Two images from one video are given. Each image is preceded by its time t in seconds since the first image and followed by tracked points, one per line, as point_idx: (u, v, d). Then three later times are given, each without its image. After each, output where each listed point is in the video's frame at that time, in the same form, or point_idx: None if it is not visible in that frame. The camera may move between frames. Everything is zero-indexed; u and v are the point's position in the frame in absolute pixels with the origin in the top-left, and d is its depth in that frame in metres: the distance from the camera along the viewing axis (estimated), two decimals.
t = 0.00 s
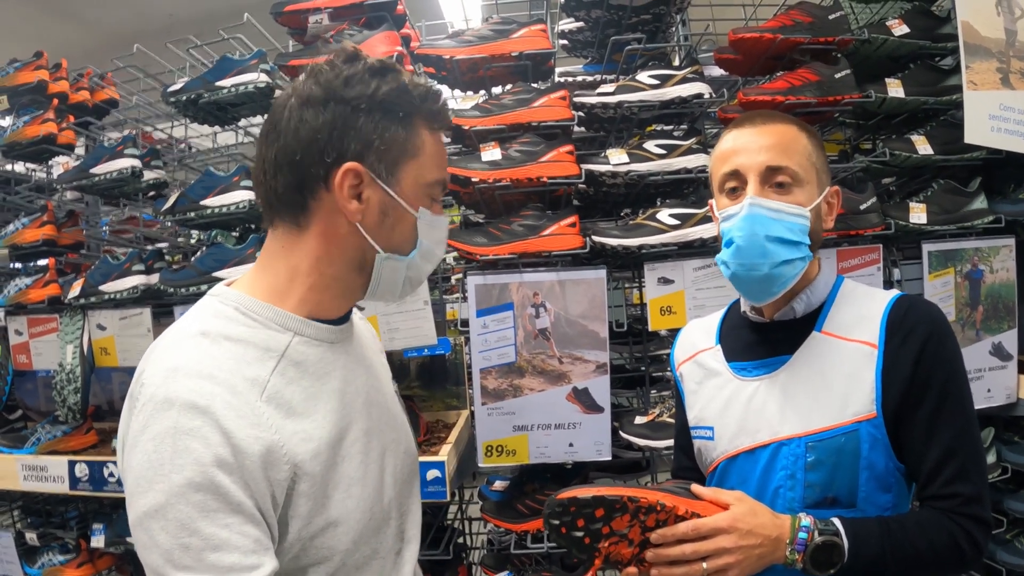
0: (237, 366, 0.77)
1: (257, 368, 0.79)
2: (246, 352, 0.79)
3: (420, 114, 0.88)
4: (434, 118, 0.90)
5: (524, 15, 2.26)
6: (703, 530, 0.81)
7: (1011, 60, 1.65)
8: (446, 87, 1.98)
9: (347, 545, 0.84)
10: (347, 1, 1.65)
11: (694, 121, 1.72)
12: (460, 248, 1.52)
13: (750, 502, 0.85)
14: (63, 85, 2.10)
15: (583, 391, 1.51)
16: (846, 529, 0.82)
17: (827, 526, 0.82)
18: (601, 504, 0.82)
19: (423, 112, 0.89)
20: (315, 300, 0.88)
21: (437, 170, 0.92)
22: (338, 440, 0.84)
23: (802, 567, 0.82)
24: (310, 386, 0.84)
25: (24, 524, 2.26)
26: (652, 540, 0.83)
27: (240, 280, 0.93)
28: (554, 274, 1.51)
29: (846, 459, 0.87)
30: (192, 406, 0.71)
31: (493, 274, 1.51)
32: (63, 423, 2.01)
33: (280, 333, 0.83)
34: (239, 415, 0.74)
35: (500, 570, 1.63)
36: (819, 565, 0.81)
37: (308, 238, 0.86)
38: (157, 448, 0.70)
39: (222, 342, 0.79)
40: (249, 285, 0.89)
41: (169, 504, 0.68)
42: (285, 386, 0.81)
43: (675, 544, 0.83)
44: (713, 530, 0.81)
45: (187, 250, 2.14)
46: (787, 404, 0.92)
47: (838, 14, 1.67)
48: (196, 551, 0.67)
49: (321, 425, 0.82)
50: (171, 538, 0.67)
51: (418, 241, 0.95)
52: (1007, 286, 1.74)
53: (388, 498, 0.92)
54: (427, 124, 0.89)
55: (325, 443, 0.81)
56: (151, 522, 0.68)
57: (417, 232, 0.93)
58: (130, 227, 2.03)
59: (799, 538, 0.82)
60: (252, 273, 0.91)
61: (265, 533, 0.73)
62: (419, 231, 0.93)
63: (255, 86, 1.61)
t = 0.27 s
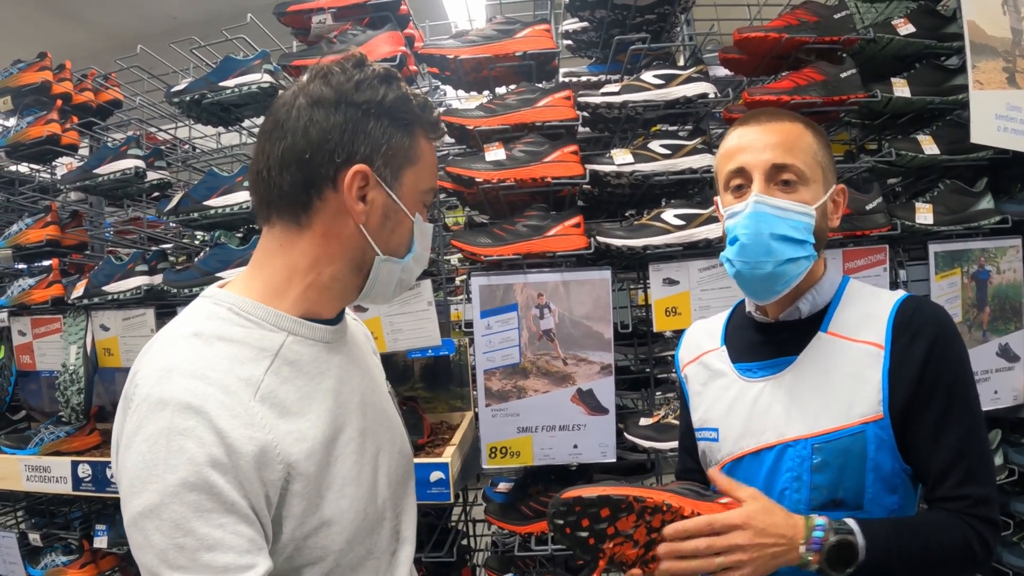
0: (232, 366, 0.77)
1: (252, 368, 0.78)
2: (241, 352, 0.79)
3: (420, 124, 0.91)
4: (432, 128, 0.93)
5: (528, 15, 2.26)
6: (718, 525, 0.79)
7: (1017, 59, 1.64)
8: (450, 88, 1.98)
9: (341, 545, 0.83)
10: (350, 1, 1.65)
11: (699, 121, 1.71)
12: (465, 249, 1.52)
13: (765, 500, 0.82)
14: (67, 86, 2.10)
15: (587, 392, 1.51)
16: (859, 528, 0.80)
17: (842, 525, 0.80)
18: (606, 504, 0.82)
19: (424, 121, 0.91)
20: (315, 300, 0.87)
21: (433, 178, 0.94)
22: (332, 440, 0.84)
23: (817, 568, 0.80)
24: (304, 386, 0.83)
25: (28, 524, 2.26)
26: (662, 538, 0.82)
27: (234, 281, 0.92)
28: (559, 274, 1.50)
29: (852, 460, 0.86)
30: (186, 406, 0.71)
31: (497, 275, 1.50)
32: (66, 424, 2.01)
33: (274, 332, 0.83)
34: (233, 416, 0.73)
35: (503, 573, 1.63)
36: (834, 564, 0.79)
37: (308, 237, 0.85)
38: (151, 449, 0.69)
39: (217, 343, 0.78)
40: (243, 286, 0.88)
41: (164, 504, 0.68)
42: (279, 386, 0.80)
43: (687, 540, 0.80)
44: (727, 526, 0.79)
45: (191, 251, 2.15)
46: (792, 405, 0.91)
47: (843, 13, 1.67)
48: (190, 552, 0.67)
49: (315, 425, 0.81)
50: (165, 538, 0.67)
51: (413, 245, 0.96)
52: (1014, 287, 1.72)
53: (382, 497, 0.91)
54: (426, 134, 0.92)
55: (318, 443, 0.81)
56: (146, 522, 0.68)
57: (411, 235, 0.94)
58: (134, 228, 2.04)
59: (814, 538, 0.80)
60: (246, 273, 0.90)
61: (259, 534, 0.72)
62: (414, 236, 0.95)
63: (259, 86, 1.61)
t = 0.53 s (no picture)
0: (229, 366, 0.76)
1: (249, 368, 0.78)
2: (238, 351, 0.78)
3: (419, 127, 0.91)
4: (430, 132, 0.93)
5: (531, 16, 2.26)
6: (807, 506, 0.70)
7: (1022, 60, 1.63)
8: (452, 89, 1.97)
9: (338, 545, 0.83)
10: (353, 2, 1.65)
11: (702, 123, 1.71)
12: (467, 250, 1.51)
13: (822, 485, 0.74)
14: (70, 86, 2.10)
15: (589, 395, 1.50)
16: (898, 528, 0.76)
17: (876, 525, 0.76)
18: (600, 509, 0.80)
19: (422, 125, 0.91)
20: (311, 300, 0.87)
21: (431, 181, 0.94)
22: (330, 440, 0.83)
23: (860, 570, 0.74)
24: (302, 385, 0.83)
25: (28, 525, 2.26)
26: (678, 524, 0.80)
27: (232, 281, 0.91)
28: (561, 276, 1.49)
29: (854, 462, 0.85)
30: (185, 405, 0.70)
31: (499, 276, 1.50)
32: (68, 424, 2.00)
33: (271, 332, 0.82)
34: (231, 415, 0.73)
35: None
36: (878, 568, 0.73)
37: (307, 238, 0.85)
38: (149, 448, 0.69)
39: (214, 342, 0.78)
40: (240, 286, 0.87)
41: (161, 503, 0.67)
42: (277, 385, 0.80)
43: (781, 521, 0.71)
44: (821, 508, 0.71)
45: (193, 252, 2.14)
46: (793, 407, 0.91)
47: (847, 14, 1.66)
48: (188, 551, 0.66)
49: (313, 425, 0.81)
50: (163, 538, 0.66)
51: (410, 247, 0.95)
52: (1019, 289, 1.71)
53: (380, 497, 0.91)
54: (424, 138, 0.92)
55: (316, 443, 0.81)
56: (143, 522, 0.67)
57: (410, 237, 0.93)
58: (136, 229, 2.04)
59: (858, 538, 0.74)
60: (244, 273, 0.89)
61: (257, 533, 0.72)
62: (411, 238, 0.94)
63: (261, 86, 1.61)
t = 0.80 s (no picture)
0: (224, 365, 0.76)
1: (244, 366, 0.77)
2: (233, 350, 0.78)
3: (390, 108, 0.85)
4: (410, 115, 0.88)
5: (530, 15, 2.25)
6: (708, 491, 0.75)
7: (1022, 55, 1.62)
8: (451, 88, 1.97)
9: (334, 544, 0.83)
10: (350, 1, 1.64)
11: (701, 120, 1.70)
12: (466, 250, 1.51)
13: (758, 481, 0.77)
14: (68, 88, 2.10)
15: (589, 394, 1.50)
16: (839, 521, 0.76)
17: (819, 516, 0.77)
18: (599, 506, 0.83)
19: (396, 106, 0.86)
20: (301, 297, 0.86)
21: (411, 164, 0.87)
22: (326, 439, 0.83)
23: (794, 560, 0.75)
24: (297, 384, 0.82)
25: (30, 527, 2.26)
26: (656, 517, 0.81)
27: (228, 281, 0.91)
28: (560, 275, 1.49)
29: (853, 459, 0.85)
30: (179, 404, 0.70)
31: (498, 275, 1.49)
32: (68, 425, 2.01)
33: (265, 332, 0.82)
34: (226, 414, 0.72)
35: None
36: (813, 557, 0.75)
37: (276, 236, 0.85)
38: (144, 447, 0.68)
39: (209, 341, 0.77)
40: (235, 285, 0.87)
41: (156, 502, 0.67)
42: (272, 384, 0.79)
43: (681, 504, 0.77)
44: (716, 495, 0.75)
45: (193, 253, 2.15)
46: (791, 404, 0.90)
47: (846, 10, 1.65)
48: (182, 550, 0.66)
49: (308, 424, 0.81)
50: (158, 536, 0.66)
51: (391, 237, 0.89)
52: (1020, 286, 1.71)
53: (376, 496, 0.90)
54: (397, 118, 0.86)
55: (312, 442, 0.80)
56: (137, 521, 0.67)
57: (387, 226, 0.87)
58: (136, 231, 2.04)
59: (791, 526, 0.75)
60: (236, 274, 0.89)
61: (251, 533, 0.72)
62: (389, 227, 0.87)
63: (258, 86, 1.61)
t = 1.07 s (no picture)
0: (235, 360, 0.78)
1: (254, 362, 0.79)
2: (243, 347, 0.80)
3: (324, 85, 0.83)
4: (331, 88, 0.83)
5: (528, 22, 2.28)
6: (697, 475, 0.79)
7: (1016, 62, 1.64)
8: (451, 94, 1.99)
9: (342, 539, 0.83)
10: (351, 8, 1.66)
11: (698, 127, 1.72)
12: (466, 255, 1.53)
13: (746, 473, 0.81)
14: (70, 93, 2.10)
15: (587, 397, 1.51)
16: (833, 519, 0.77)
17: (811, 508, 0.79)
18: (599, 505, 0.83)
19: (331, 81, 0.83)
20: (296, 301, 0.89)
21: (321, 135, 0.82)
22: (334, 434, 0.84)
23: (787, 548, 0.78)
24: (305, 380, 0.84)
25: (29, 530, 2.27)
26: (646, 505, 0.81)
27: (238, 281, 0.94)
28: (559, 280, 1.51)
29: (848, 460, 0.86)
30: (192, 397, 0.71)
31: (497, 280, 1.51)
32: (68, 428, 2.01)
33: (274, 331, 0.84)
34: (237, 407, 0.74)
35: None
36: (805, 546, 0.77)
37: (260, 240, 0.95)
38: (156, 438, 0.69)
39: (220, 338, 0.79)
40: (245, 287, 0.89)
41: (168, 492, 0.67)
42: (282, 380, 0.81)
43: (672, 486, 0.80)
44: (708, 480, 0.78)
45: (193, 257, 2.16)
46: (787, 407, 0.91)
47: (842, 18, 1.67)
48: (193, 540, 0.67)
49: (316, 419, 0.82)
50: (169, 526, 0.67)
51: (297, 213, 0.84)
52: (1015, 290, 1.72)
53: (382, 494, 0.91)
54: (318, 93, 0.83)
55: (320, 437, 0.81)
56: (149, 510, 0.67)
57: (295, 204, 0.84)
58: (137, 235, 2.05)
59: (782, 513, 0.79)
60: (246, 275, 0.92)
61: (261, 525, 0.73)
62: (296, 203, 0.83)
63: (260, 92, 1.62)
